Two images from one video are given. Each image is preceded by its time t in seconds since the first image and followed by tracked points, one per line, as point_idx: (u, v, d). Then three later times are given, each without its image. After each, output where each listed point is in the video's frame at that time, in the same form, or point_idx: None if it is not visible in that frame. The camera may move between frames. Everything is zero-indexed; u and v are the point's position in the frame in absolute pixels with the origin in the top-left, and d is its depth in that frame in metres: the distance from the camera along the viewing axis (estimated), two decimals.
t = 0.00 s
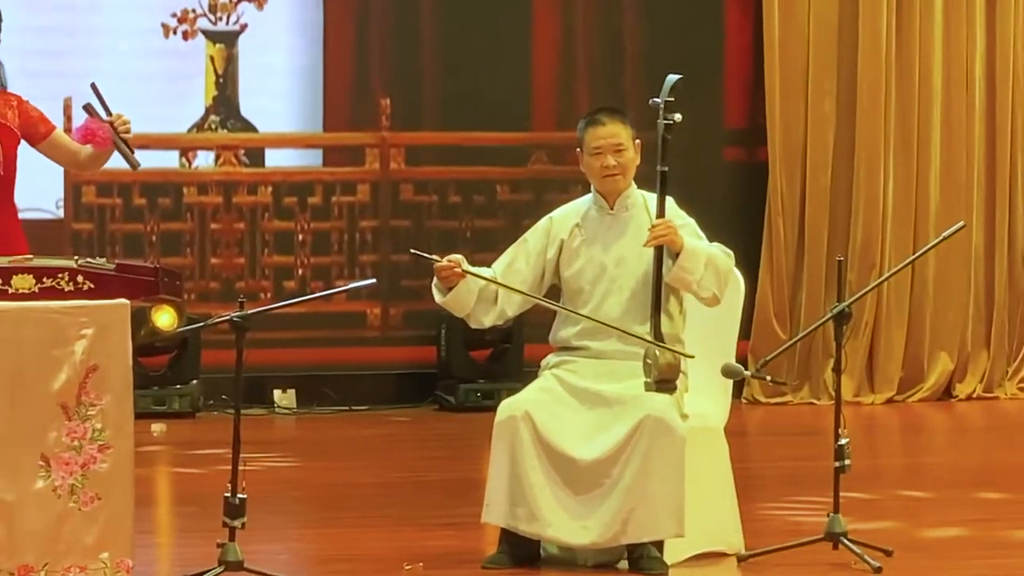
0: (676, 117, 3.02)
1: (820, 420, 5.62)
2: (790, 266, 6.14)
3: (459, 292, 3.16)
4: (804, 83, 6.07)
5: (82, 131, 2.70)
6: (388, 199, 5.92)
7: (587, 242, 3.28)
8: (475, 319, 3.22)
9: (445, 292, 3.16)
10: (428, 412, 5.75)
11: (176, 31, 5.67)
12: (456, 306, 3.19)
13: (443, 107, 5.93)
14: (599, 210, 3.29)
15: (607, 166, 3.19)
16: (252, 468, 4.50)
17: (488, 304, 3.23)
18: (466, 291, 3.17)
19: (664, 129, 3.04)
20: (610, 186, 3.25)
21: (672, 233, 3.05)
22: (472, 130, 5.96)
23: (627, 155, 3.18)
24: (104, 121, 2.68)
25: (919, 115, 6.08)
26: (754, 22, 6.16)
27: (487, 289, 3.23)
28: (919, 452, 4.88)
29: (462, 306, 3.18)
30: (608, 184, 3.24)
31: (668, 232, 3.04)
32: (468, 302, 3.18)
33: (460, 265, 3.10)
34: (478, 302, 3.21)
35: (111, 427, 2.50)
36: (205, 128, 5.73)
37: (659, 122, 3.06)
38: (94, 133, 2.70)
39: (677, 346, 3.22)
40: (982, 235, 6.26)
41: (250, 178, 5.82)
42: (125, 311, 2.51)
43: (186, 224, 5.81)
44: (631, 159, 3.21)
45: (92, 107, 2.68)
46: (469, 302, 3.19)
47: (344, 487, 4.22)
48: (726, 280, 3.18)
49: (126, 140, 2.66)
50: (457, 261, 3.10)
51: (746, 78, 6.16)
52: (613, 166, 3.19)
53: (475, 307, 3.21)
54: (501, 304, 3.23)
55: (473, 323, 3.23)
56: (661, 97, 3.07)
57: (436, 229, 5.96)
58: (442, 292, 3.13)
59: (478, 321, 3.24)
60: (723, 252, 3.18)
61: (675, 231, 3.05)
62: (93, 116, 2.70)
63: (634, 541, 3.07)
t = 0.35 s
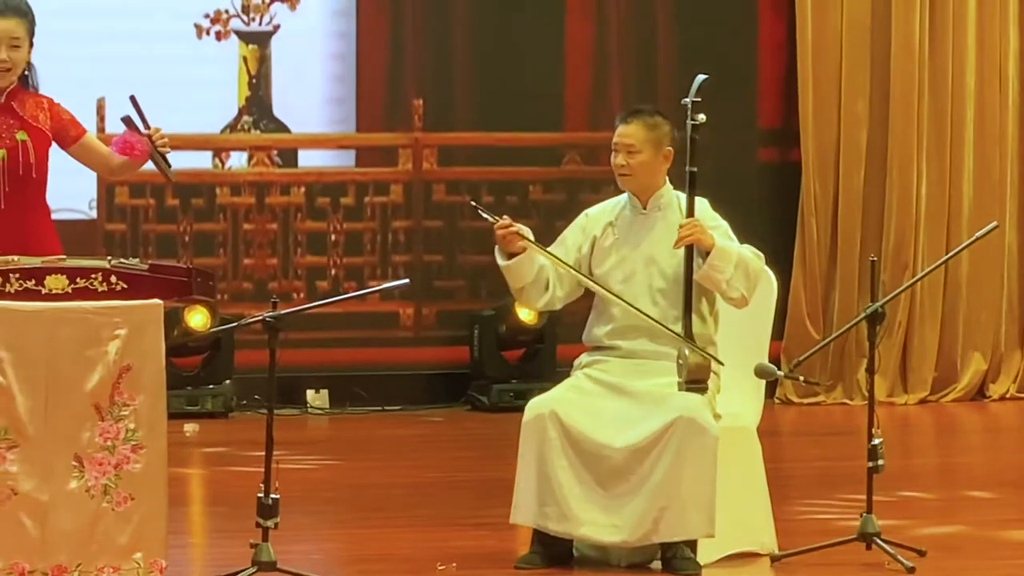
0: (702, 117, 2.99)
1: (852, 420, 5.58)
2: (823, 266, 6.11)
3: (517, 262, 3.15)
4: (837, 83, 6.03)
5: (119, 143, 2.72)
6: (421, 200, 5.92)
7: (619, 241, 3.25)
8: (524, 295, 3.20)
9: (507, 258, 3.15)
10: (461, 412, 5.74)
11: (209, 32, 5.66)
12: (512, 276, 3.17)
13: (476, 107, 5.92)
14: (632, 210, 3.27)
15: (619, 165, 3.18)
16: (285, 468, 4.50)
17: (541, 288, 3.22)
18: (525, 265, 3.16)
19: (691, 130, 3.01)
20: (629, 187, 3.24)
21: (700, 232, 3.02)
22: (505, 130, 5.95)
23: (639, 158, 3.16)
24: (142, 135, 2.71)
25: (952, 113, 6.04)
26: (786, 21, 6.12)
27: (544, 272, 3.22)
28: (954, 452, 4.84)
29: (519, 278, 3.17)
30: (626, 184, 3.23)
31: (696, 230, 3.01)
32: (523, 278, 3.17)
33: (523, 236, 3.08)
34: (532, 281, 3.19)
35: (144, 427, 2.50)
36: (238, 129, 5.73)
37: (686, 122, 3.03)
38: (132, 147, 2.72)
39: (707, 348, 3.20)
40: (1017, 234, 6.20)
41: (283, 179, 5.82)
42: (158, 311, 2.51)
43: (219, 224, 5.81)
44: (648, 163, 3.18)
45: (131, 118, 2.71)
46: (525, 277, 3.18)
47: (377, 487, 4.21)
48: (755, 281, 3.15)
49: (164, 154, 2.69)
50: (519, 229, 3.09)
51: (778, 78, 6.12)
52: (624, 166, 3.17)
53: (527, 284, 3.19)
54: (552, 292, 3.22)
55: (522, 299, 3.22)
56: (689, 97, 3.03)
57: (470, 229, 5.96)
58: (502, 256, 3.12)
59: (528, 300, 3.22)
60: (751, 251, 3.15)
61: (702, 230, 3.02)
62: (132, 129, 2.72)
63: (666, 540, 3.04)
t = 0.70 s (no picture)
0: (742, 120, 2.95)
1: (889, 423, 5.53)
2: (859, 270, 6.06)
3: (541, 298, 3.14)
4: (874, 85, 5.98)
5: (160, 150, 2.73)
6: (458, 202, 5.92)
7: (657, 243, 3.23)
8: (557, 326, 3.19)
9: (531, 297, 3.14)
10: (497, 415, 5.72)
11: (246, 34, 5.64)
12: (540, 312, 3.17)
13: (513, 109, 5.91)
14: (672, 212, 3.24)
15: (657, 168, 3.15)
16: (322, 470, 4.50)
17: (572, 311, 3.20)
18: (550, 298, 3.15)
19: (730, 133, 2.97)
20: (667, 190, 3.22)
21: (739, 234, 3.00)
22: (541, 132, 5.93)
23: (676, 161, 3.13)
24: (182, 142, 2.72)
25: (990, 114, 5.99)
26: (823, 22, 6.08)
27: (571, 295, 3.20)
28: (993, 454, 4.79)
29: (548, 312, 3.16)
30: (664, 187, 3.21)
31: (735, 233, 2.99)
32: (551, 309, 3.16)
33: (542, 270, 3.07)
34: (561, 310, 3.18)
35: (181, 429, 2.50)
36: (275, 131, 5.71)
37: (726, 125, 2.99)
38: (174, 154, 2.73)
39: (746, 351, 3.16)
40: None
41: (320, 181, 5.81)
42: (194, 313, 2.51)
43: (256, 227, 5.82)
44: (687, 166, 3.15)
45: (172, 125, 2.71)
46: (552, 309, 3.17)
47: (413, 489, 4.20)
48: (795, 285, 3.12)
49: (205, 162, 2.68)
50: (538, 266, 3.07)
51: (815, 79, 6.08)
52: (661, 169, 3.15)
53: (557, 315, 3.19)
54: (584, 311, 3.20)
55: (556, 329, 3.21)
56: (730, 100, 2.99)
57: (507, 232, 5.94)
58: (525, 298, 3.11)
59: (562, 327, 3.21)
60: (790, 256, 3.12)
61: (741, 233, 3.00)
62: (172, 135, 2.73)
63: (703, 543, 3.01)
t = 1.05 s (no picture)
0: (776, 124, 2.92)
1: (928, 426, 5.48)
2: (899, 273, 6.01)
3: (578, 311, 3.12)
4: (913, 88, 5.92)
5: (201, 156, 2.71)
6: (497, 205, 5.91)
7: (698, 246, 3.21)
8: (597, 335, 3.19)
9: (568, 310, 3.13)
10: (536, 418, 5.71)
11: (285, 37, 5.64)
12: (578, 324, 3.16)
13: (551, 112, 5.90)
14: (712, 214, 3.22)
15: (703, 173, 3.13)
16: (360, 474, 4.50)
17: (610, 318, 3.19)
18: (587, 310, 3.14)
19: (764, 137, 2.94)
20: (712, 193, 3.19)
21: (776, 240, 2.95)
22: (579, 135, 5.91)
23: (724, 164, 3.11)
24: (223, 147, 2.69)
25: None
26: (862, 24, 6.04)
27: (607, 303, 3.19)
28: None
29: (585, 324, 3.15)
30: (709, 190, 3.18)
31: (772, 239, 2.94)
32: (589, 320, 3.15)
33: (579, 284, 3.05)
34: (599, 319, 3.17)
35: (220, 433, 2.50)
36: (313, 134, 5.73)
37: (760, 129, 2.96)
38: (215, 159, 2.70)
39: (785, 354, 3.15)
40: None
41: (359, 184, 5.83)
42: (233, 317, 2.50)
43: (295, 230, 5.83)
44: (733, 169, 3.13)
45: (213, 130, 2.68)
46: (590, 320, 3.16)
47: (450, 492, 4.19)
48: (833, 287, 3.08)
49: (246, 167, 2.68)
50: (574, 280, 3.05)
51: (854, 83, 6.04)
52: (709, 173, 3.12)
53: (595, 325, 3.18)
54: (622, 317, 3.19)
55: (596, 337, 3.21)
56: (763, 104, 2.96)
57: (545, 235, 5.93)
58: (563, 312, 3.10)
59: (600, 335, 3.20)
60: (829, 259, 3.08)
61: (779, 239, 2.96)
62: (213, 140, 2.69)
63: (743, 547, 2.99)
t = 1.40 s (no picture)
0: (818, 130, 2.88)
1: (966, 431, 5.43)
2: (938, 278, 5.94)
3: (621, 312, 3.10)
4: (950, 92, 5.86)
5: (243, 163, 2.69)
6: (536, 209, 5.90)
7: (740, 249, 3.18)
8: (640, 337, 3.16)
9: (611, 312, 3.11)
10: (575, 422, 5.69)
11: (324, 42, 5.66)
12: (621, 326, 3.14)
13: (591, 116, 5.88)
14: (754, 218, 3.20)
15: (758, 176, 3.10)
16: (399, 478, 4.50)
17: (652, 319, 3.17)
18: (629, 311, 3.12)
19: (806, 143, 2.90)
20: (764, 196, 3.17)
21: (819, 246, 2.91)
22: (618, 139, 5.89)
23: (780, 165, 3.09)
24: (265, 153, 2.67)
25: None
26: (903, 27, 6.00)
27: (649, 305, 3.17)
28: None
29: (627, 325, 3.13)
30: (761, 194, 3.16)
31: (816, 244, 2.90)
32: (632, 322, 3.13)
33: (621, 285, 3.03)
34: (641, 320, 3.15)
35: (259, 436, 2.51)
36: (353, 138, 5.73)
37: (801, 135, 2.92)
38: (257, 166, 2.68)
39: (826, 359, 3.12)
40: None
41: (398, 189, 5.82)
42: (272, 321, 2.52)
43: (334, 234, 5.84)
44: (785, 170, 3.11)
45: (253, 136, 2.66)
46: (633, 322, 3.14)
47: (488, 497, 4.18)
48: (874, 292, 3.06)
49: (287, 173, 2.67)
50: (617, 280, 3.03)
51: (895, 86, 6.00)
52: (763, 176, 3.10)
53: (638, 326, 3.15)
54: (665, 318, 3.16)
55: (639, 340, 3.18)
56: (804, 110, 2.93)
57: (584, 239, 5.92)
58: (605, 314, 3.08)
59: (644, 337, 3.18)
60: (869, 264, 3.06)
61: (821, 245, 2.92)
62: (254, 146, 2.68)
63: (783, 552, 2.94)
